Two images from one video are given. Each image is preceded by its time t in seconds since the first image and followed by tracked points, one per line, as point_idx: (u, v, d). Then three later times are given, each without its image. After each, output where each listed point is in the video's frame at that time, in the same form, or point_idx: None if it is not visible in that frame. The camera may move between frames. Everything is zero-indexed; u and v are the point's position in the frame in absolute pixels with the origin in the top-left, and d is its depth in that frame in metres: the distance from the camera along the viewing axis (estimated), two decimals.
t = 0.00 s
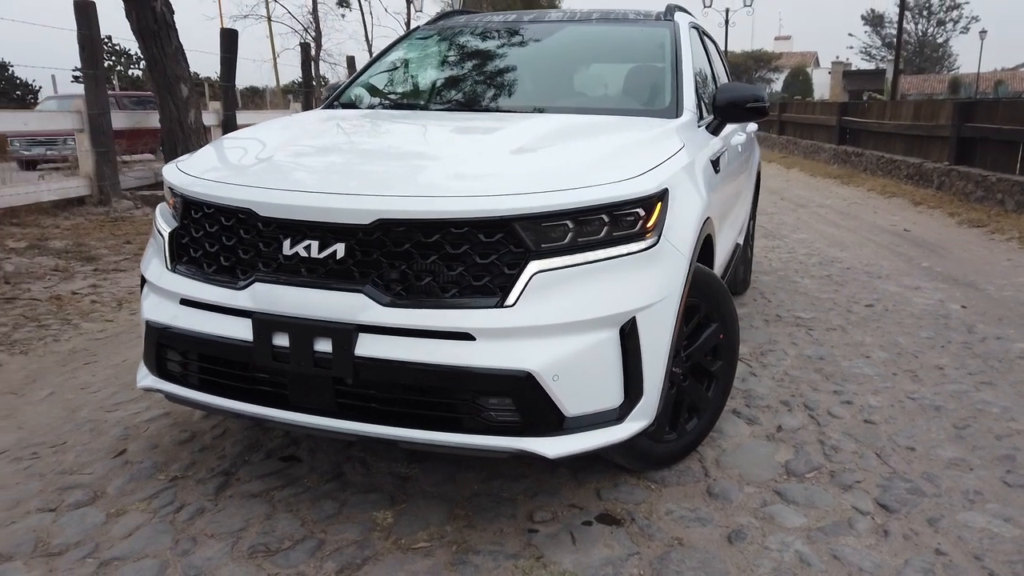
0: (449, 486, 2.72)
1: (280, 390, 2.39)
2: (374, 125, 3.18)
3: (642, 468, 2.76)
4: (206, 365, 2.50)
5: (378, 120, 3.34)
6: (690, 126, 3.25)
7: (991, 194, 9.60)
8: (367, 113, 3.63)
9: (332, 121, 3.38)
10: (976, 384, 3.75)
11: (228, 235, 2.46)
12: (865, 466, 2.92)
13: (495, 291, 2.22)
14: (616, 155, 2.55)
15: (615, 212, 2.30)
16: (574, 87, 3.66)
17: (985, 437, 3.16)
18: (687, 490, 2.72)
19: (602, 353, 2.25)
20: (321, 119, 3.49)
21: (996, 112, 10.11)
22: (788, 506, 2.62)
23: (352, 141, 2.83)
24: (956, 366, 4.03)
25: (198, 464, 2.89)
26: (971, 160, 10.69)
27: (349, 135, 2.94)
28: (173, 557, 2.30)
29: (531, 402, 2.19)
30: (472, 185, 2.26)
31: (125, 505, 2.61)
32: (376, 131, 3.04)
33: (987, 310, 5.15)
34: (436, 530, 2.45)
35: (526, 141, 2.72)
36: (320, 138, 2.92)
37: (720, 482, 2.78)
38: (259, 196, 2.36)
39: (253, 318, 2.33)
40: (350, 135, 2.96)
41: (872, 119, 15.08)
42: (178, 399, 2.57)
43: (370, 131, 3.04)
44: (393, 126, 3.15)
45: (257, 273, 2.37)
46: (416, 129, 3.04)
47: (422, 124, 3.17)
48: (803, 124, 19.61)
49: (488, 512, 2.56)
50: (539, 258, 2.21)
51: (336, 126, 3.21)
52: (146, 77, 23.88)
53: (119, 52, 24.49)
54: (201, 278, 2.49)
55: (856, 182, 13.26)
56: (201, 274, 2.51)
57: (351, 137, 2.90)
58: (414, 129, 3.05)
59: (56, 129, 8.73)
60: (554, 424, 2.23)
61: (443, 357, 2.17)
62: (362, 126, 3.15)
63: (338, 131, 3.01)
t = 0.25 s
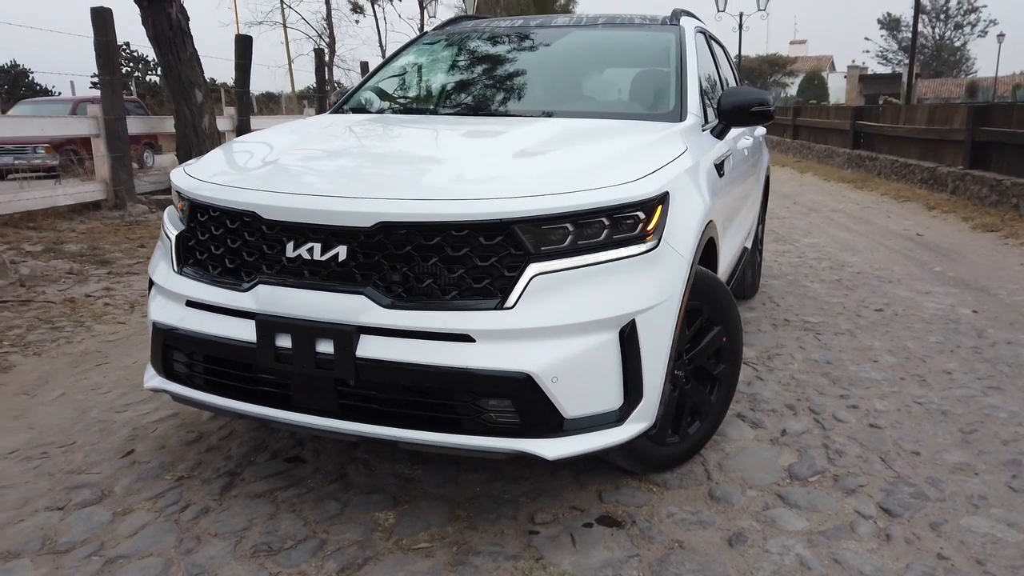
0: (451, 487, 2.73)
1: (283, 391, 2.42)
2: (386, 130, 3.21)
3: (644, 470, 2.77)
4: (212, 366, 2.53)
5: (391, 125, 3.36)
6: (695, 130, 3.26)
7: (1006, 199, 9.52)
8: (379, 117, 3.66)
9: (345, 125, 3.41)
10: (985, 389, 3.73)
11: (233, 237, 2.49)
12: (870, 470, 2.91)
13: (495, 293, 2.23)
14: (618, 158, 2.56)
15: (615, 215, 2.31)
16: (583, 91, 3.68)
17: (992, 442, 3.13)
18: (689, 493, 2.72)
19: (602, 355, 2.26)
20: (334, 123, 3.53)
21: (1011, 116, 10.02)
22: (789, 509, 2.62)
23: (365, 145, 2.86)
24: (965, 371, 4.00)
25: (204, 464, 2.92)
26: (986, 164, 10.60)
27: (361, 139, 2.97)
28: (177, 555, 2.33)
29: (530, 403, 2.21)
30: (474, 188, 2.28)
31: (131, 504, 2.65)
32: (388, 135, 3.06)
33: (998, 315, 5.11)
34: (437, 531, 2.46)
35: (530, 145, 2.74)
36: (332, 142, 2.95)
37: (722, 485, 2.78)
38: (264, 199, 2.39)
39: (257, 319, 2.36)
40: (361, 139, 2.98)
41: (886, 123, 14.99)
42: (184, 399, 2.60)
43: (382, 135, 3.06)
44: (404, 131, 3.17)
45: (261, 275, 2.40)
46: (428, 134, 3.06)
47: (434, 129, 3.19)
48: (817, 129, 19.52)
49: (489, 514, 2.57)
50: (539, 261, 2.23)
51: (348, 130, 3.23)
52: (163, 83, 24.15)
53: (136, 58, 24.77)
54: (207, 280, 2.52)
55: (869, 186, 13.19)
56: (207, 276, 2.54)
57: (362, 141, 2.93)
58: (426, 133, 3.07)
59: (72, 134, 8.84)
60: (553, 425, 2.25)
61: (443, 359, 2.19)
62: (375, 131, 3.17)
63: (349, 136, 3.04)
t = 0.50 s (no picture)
0: (451, 486, 2.75)
1: (283, 389, 2.44)
2: (393, 131, 3.23)
3: (643, 470, 2.77)
4: (213, 365, 2.56)
5: (397, 127, 3.38)
6: (696, 132, 3.27)
7: (1016, 201, 9.47)
8: (386, 119, 3.69)
9: (354, 126, 3.43)
10: (988, 391, 3.72)
11: (234, 237, 2.52)
12: (870, 471, 2.90)
13: (493, 293, 2.25)
14: (618, 159, 2.57)
15: (613, 215, 2.32)
16: (587, 92, 3.70)
17: (994, 444, 3.12)
18: (688, 493, 2.73)
19: (599, 355, 2.27)
20: (342, 124, 3.55)
21: (1021, 118, 9.97)
22: (788, 510, 2.62)
23: (371, 146, 2.88)
24: (969, 373, 3.99)
25: (206, 462, 2.95)
26: (996, 166, 10.54)
27: (368, 141, 2.99)
28: (177, 551, 2.36)
29: (527, 402, 2.22)
30: (472, 188, 2.30)
31: (134, 501, 2.68)
32: (395, 137, 3.08)
33: (1005, 317, 5.09)
34: (435, 529, 2.48)
35: (531, 145, 2.76)
36: (339, 143, 2.97)
37: (721, 486, 2.78)
38: (265, 199, 2.41)
39: (257, 318, 2.39)
40: (367, 140, 3.00)
41: (896, 125, 14.93)
42: (186, 398, 2.63)
43: (388, 137, 3.08)
44: (411, 132, 3.19)
45: (262, 274, 2.43)
46: (436, 135, 3.08)
47: (442, 130, 3.21)
48: (826, 131, 19.46)
49: (487, 512, 2.59)
50: (536, 260, 2.24)
51: (355, 131, 3.26)
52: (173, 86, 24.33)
53: (147, 61, 24.96)
54: (208, 280, 2.55)
55: (878, 189, 13.14)
56: (209, 276, 2.57)
57: (369, 142, 2.95)
58: (433, 134, 3.09)
59: (83, 136, 8.91)
60: (551, 424, 2.26)
61: (440, 358, 2.21)
62: (382, 132, 3.20)
63: (356, 137, 3.06)
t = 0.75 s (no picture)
0: (451, 486, 2.76)
1: (285, 389, 2.46)
2: (397, 132, 3.24)
3: (644, 470, 2.78)
4: (216, 364, 2.57)
5: (402, 128, 3.40)
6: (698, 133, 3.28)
7: (1021, 203, 9.44)
8: (391, 120, 3.71)
9: (359, 128, 3.45)
10: (990, 393, 3.71)
11: (237, 237, 2.53)
12: (871, 472, 2.91)
13: (493, 293, 2.26)
14: (618, 160, 2.59)
15: (612, 216, 2.33)
16: (591, 93, 3.71)
17: (995, 445, 3.12)
18: (688, 493, 2.74)
19: (598, 355, 2.28)
20: (347, 125, 3.57)
21: None
22: (787, 510, 2.62)
23: (375, 147, 2.89)
24: (971, 375, 3.98)
25: (209, 462, 2.96)
26: (1001, 167, 10.51)
27: (372, 142, 3.00)
28: (180, 549, 2.37)
29: (527, 402, 2.23)
30: (473, 189, 2.31)
31: (137, 499, 2.70)
32: (399, 138, 3.10)
33: (1008, 319, 5.08)
34: (435, 528, 2.49)
35: (532, 147, 2.77)
36: (344, 144, 2.99)
37: (721, 486, 2.79)
38: (267, 200, 2.43)
39: (259, 318, 2.40)
40: (371, 141, 3.02)
41: (901, 126, 14.90)
42: (189, 397, 2.65)
43: (393, 138, 3.10)
44: (416, 133, 3.20)
45: (264, 275, 2.45)
46: (440, 136, 3.09)
47: (446, 131, 3.22)
48: (831, 132, 19.43)
49: (488, 512, 2.60)
50: (536, 261, 2.25)
51: (360, 133, 3.27)
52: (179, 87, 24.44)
53: (154, 62, 25.06)
54: (211, 280, 2.57)
55: (883, 190, 13.11)
56: (212, 276, 2.59)
57: (373, 144, 2.97)
58: (437, 135, 3.10)
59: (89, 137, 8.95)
60: (550, 424, 2.27)
61: (440, 358, 2.22)
62: (386, 134, 3.21)
63: (360, 138, 3.08)
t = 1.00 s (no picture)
0: (456, 486, 2.77)
1: (291, 389, 2.47)
2: (403, 134, 3.25)
3: (648, 472, 2.78)
4: (222, 364, 2.59)
5: (408, 129, 3.41)
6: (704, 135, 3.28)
7: None
8: (397, 121, 3.72)
9: (365, 129, 3.46)
10: (997, 395, 3.70)
11: (243, 238, 2.55)
12: (876, 474, 2.90)
13: (497, 295, 2.27)
14: (623, 162, 2.59)
15: (617, 218, 2.34)
16: (596, 95, 3.71)
17: (1002, 448, 3.11)
18: (692, 495, 2.74)
19: (603, 356, 2.29)
20: (354, 127, 3.58)
21: None
22: (792, 512, 2.62)
23: (381, 149, 2.90)
24: (978, 377, 3.97)
25: (215, 462, 2.98)
26: (1009, 169, 10.46)
27: (378, 143, 3.01)
28: (186, 549, 2.39)
29: (531, 403, 2.24)
30: (478, 190, 2.32)
31: (144, 499, 2.71)
32: (406, 139, 3.11)
33: (1015, 321, 5.06)
34: (440, 529, 2.50)
35: (538, 149, 2.77)
36: (351, 146, 3.00)
37: (726, 488, 2.79)
38: (273, 201, 2.45)
39: (265, 319, 2.42)
40: (377, 143, 3.03)
41: (908, 127, 14.85)
42: (195, 397, 2.66)
43: (399, 140, 3.11)
44: (421, 135, 3.22)
45: (270, 276, 2.46)
46: (447, 137, 3.10)
47: (452, 133, 3.23)
48: (838, 133, 19.38)
49: (492, 513, 2.61)
50: (541, 263, 2.26)
51: (366, 134, 3.28)
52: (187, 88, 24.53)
53: (161, 64, 25.15)
54: (218, 280, 2.58)
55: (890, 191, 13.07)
56: (218, 277, 2.60)
57: (379, 145, 2.98)
58: (443, 137, 3.11)
59: (97, 138, 8.99)
60: (555, 425, 2.28)
61: (445, 359, 2.23)
62: (392, 135, 3.22)
63: (366, 140, 3.09)
